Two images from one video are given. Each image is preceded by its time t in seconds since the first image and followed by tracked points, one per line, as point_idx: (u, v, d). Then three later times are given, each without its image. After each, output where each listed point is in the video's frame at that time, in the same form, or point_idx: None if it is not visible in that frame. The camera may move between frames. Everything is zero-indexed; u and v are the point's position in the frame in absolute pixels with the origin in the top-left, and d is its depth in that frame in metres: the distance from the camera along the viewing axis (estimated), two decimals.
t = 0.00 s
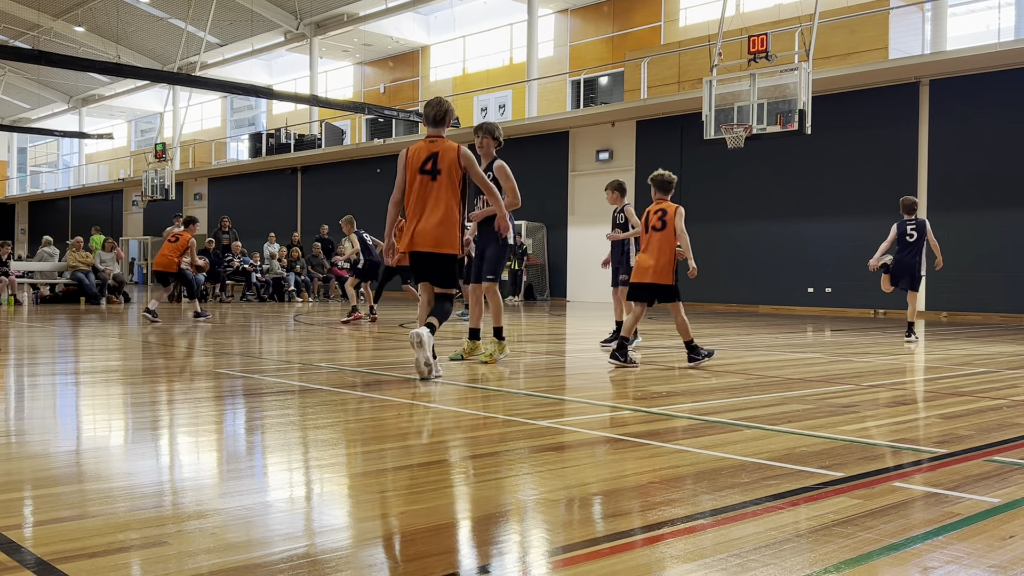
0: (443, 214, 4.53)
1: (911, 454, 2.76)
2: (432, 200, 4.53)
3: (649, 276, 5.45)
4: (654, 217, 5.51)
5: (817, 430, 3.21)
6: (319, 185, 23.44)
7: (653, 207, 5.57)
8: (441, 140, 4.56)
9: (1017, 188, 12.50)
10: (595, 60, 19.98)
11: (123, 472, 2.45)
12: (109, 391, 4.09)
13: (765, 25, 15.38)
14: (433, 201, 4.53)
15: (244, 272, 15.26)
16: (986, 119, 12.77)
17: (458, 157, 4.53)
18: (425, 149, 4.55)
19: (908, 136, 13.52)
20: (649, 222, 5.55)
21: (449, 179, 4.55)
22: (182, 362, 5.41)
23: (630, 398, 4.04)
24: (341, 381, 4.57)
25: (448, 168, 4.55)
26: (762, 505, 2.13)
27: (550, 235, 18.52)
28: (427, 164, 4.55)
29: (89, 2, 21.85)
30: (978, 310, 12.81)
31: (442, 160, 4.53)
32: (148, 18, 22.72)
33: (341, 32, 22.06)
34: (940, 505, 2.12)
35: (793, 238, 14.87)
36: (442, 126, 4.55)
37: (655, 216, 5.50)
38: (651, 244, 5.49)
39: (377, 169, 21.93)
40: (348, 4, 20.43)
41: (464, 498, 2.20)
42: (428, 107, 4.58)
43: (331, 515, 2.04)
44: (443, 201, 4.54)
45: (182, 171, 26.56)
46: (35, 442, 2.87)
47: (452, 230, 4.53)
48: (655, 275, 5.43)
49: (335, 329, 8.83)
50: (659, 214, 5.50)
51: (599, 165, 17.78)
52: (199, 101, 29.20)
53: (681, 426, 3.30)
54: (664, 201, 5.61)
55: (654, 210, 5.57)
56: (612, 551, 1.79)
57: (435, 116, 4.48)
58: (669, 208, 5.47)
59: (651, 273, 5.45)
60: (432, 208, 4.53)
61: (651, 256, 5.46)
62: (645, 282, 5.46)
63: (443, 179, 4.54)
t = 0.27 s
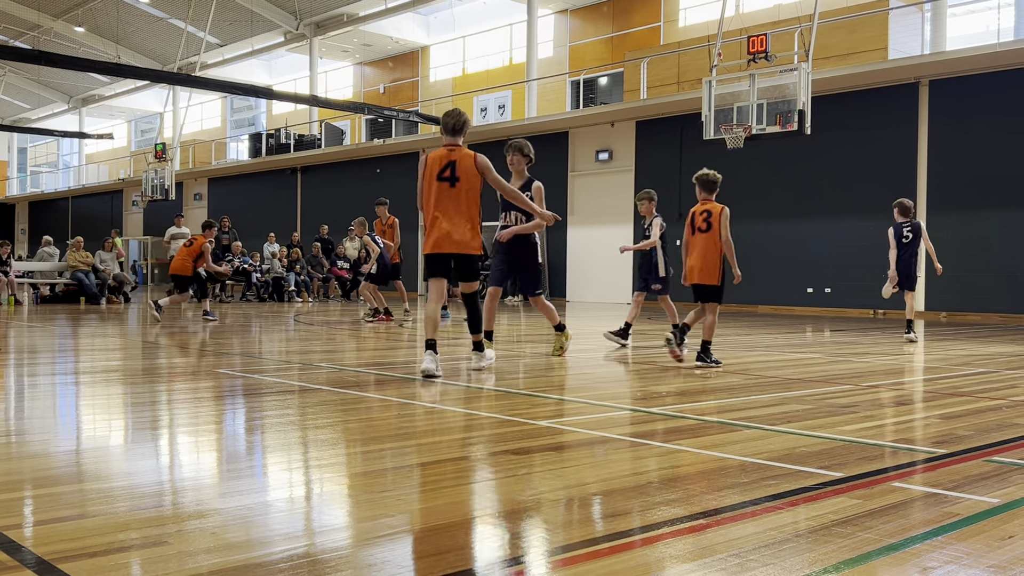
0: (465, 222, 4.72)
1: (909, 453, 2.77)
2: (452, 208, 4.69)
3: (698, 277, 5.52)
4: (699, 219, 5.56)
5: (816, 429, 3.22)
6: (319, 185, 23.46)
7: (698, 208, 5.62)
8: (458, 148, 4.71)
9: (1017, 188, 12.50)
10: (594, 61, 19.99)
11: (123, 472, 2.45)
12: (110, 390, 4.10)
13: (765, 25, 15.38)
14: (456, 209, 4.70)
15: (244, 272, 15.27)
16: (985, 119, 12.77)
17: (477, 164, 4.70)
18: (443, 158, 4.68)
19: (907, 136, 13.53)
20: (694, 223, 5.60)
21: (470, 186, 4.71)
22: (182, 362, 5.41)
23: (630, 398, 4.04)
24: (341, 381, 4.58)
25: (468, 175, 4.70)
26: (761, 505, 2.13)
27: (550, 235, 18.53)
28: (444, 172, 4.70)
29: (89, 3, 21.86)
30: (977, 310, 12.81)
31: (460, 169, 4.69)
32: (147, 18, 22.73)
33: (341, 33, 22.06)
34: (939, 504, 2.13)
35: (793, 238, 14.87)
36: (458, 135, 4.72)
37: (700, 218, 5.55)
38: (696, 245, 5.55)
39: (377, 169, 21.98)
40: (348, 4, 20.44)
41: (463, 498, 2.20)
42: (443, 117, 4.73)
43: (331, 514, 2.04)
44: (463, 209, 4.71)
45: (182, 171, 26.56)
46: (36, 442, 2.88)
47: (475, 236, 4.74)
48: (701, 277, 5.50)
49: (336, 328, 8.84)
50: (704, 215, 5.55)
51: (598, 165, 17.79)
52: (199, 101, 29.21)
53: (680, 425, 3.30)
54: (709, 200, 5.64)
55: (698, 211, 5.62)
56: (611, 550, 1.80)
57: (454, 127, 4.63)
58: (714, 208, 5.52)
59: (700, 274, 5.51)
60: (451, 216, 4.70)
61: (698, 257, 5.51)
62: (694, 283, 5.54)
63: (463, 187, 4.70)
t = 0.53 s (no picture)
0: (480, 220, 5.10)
1: (911, 453, 2.76)
2: (472, 205, 5.08)
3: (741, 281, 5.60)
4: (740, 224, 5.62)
5: (817, 429, 3.21)
6: (320, 185, 23.45)
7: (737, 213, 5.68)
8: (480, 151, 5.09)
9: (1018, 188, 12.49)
10: (596, 60, 19.97)
11: (124, 471, 2.45)
12: (111, 390, 4.10)
13: (766, 25, 15.37)
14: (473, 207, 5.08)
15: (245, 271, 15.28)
16: (986, 119, 12.76)
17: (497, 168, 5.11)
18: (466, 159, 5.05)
19: (908, 136, 13.52)
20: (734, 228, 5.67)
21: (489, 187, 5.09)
22: (183, 362, 5.42)
23: (631, 398, 4.04)
24: (342, 381, 4.59)
25: (488, 177, 5.08)
26: (762, 506, 2.13)
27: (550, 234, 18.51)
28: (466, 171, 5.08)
29: (90, 2, 21.86)
30: (978, 310, 12.80)
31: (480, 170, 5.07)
32: (148, 18, 22.73)
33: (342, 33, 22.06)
34: (940, 505, 2.12)
35: (794, 238, 14.86)
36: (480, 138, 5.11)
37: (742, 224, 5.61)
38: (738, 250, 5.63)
39: (378, 169, 21.99)
40: (349, 3, 20.43)
41: (464, 498, 2.20)
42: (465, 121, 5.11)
43: (332, 514, 2.04)
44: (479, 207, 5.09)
45: (183, 171, 26.55)
46: (37, 441, 2.88)
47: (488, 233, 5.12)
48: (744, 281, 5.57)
49: (337, 327, 8.84)
50: (746, 220, 5.61)
51: (599, 165, 17.78)
52: (200, 100, 29.20)
53: (682, 425, 3.30)
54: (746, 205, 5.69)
55: (738, 217, 5.68)
56: (612, 550, 1.79)
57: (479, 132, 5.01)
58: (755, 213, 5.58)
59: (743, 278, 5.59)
60: (468, 212, 5.10)
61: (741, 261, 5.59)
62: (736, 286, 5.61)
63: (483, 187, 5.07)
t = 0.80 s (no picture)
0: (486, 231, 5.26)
1: (911, 453, 2.76)
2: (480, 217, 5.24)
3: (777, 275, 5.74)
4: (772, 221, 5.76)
5: (818, 429, 3.21)
6: (321, 185, 23.45)
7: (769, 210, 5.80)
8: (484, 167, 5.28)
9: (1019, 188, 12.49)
10: (597, 60, 19.96)
11: (124, 471, 2.44)
12: (112, 389, 4.11)
13: (768, 24, 15.36)
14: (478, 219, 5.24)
15: (246, 271, 15.28)
16: (988, 119, 12.74)
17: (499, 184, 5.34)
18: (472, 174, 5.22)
19: (909, 136, 13.51)
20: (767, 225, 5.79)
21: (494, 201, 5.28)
22: (184, 361, 5.42)
23: (632, 398, 4.04)
24: (344, 380, 4.59)
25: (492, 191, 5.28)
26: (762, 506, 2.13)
27: (551, 235, 18.49)
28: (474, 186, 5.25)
29: (90, 2, 21.84)
30: (979, 310, 12.79)
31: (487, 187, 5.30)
32: (149, 17, 22.73)
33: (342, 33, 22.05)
34: (940, 505, 2.12)
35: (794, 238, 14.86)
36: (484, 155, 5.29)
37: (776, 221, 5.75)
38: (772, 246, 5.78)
39: (379, 169, 21.99)
40: (350, 3, 20.43)
41: (465, 498, 2.20)
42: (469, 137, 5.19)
43: (332, 514, 2.04)
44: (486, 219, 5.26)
45: (184, 171, 26.53)
46: (38, 440, 2.89)
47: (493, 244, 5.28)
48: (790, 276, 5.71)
49: (338, 327, 8.84)
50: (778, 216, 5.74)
51: (600, 165, 17.78)
52: (201, 100, 29.20)
53: (683, 425, 3.30)
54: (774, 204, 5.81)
55: (770, 213, 5.77)
56: (613, 550, 1.79)
57: (490, 150, 5.18)
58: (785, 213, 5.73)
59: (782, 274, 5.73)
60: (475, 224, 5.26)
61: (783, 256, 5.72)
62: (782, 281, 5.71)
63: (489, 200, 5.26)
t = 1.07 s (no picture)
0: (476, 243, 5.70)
1: (913, 453, 2.76)
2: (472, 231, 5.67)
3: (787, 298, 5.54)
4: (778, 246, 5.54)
5: (820, 429, 3.21)
6: (323, 185, 23.45)
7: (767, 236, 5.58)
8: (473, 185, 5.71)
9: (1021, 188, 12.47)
10: (598, 60, 19.96)
11: (126, 471, 2.44)
12: (114, 389, 4.11)
13: (769, 24, 15.36)
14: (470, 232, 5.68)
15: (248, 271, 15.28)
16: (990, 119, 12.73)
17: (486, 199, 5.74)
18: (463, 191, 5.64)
19: (911, 136, 13.50)
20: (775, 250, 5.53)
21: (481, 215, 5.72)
22: (186, 361, 5.42)
23: (634, 398, 4.04)
24: (345, 380, 4.59)
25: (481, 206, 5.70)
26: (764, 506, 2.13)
27: (553, 235, 18.48)
28: (464, 204, 5.63)
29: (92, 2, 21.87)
30: (981, 310, 12.77)
31: (480, 202, 5.67)
32: (151, 17, 22.75)
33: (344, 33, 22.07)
34: (942, 505, 2.11)
35: (795, 238, 14.85)
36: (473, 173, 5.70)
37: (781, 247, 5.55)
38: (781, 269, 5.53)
39: (381, 169, 22.01)
40: (351, 3, 20.43)
41: (467, 498, 2.20)
42: (455, 159, 5.56)
43: (335, 514, 2.05)
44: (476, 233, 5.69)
45: (186, 171, 26.55)
46: (40, 440, 2.89)
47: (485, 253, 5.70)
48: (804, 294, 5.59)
49: (340, 327, 8.84)
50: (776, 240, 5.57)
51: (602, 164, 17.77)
52: (203, 100, 29.22)
53: (684, 425, 3.30)
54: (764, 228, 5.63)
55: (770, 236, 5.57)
56: (614, 550, 1.79)
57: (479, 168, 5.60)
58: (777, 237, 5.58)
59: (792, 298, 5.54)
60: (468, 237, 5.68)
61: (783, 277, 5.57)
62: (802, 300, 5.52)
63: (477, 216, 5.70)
